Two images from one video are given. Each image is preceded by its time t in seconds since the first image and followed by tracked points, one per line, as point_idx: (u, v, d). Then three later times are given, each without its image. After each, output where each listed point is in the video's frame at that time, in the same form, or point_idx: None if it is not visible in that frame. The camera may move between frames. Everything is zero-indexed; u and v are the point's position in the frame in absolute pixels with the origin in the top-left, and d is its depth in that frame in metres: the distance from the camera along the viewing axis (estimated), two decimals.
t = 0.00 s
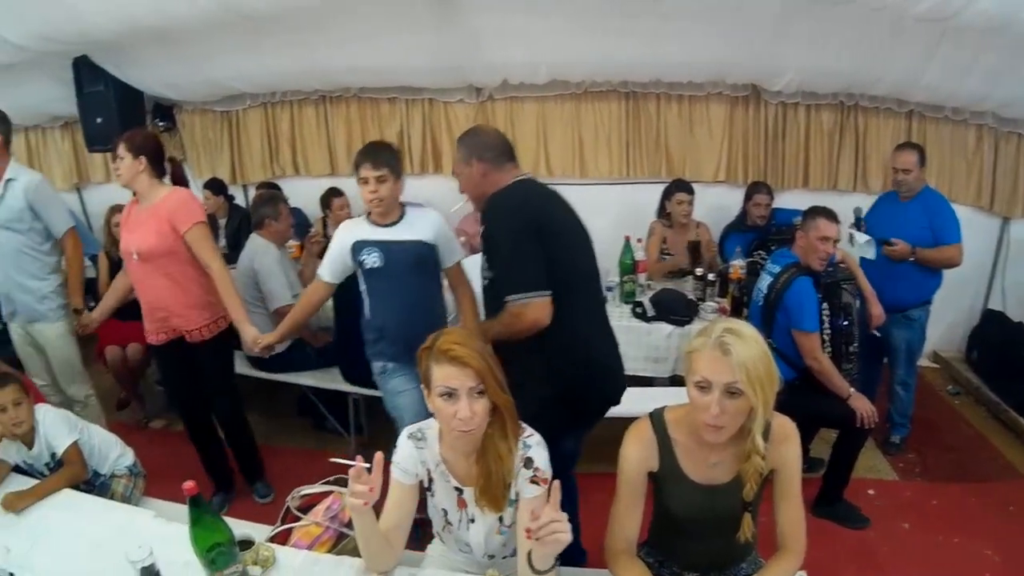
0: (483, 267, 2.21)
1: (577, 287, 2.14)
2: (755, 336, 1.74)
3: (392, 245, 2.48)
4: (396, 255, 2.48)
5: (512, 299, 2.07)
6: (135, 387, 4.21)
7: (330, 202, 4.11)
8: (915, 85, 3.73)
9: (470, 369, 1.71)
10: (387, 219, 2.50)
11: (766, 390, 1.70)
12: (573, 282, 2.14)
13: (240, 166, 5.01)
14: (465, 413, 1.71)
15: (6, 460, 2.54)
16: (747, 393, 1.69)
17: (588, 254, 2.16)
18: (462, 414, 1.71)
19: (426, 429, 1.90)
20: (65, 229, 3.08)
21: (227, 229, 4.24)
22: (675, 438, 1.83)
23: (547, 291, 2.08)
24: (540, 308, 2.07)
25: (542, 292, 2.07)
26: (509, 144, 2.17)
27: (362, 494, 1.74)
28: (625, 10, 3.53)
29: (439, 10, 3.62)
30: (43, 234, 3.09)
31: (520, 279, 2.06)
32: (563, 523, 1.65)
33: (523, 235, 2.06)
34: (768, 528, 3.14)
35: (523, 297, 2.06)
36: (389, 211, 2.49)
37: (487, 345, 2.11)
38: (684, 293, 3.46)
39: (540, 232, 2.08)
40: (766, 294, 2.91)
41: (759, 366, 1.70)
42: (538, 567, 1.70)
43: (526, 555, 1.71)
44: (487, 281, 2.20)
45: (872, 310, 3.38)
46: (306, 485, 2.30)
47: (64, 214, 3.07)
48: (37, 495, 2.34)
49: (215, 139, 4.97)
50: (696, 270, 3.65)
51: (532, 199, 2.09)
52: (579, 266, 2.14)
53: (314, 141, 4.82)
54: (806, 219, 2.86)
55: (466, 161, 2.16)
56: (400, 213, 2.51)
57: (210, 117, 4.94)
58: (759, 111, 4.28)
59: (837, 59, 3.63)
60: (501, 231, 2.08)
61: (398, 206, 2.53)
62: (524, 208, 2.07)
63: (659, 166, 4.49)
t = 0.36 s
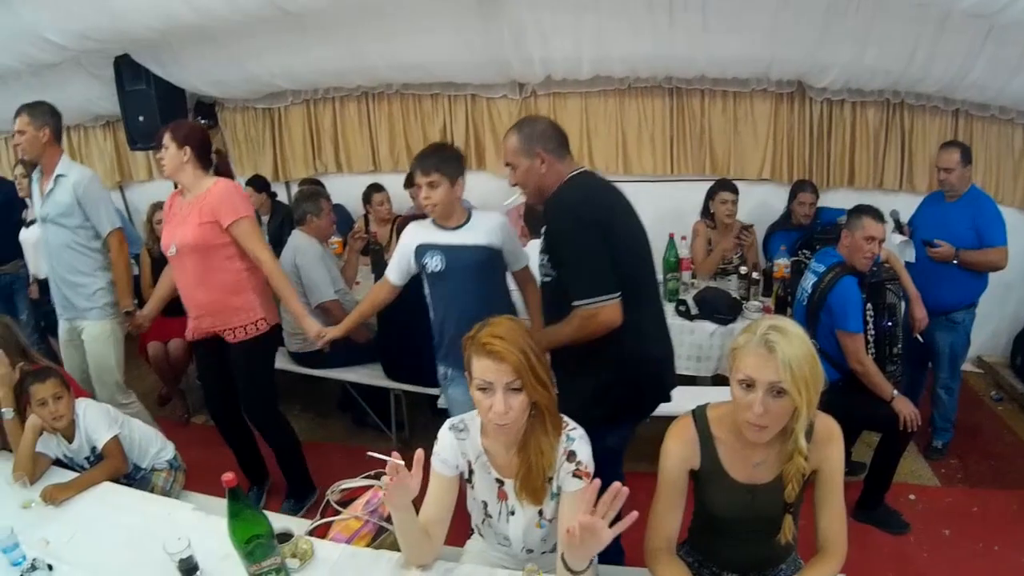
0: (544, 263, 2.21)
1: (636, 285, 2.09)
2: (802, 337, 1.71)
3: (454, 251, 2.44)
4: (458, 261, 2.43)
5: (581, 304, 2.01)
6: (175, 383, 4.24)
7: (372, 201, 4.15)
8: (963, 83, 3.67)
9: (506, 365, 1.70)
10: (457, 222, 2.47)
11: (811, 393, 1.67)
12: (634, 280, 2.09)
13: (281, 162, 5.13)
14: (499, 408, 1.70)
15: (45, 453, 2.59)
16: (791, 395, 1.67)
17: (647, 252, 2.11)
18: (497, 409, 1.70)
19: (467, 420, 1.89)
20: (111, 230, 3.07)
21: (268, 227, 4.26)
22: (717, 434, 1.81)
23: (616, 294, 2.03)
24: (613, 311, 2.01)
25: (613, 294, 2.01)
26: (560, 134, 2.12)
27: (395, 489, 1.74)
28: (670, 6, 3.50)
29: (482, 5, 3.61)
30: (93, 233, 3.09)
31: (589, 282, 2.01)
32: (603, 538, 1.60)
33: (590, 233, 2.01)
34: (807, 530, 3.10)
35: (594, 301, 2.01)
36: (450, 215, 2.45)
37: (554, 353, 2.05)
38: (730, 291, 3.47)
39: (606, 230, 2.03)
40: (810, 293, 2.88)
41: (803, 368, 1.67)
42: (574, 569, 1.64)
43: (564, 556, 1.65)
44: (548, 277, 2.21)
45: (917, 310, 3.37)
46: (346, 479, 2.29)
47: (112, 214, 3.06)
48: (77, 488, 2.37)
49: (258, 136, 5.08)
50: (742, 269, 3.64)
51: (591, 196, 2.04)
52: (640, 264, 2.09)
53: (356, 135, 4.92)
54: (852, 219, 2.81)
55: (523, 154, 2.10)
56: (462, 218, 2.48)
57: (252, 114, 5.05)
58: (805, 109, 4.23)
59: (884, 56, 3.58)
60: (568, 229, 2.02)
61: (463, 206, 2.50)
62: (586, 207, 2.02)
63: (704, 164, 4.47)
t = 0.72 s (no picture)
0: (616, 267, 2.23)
1: (714, 300, 2.06)
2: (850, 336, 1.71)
3: (496, 240, 2.59)
4: (503, 251, 2.58)
5: (652, 316, 2.00)
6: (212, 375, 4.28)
7: (413, 196, 4.20)
8: (1011, 84, 3.62)
9: (554, 360, 1.70)
10: (507, 216, 2.60)
11: (858, 394, 1.67)
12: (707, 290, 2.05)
13: (323, 159, 5.29)
14: (546, 403, 1.70)
15: (85, 440, 2.68)
16: (839, 396, 1.66)
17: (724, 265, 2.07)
18: (544, 405, 1.70)
19: (515, 416, 1.90)
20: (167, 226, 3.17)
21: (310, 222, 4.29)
22: (762, 433, 1.80)
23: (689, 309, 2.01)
24: (684, 325, 1.99)
25: (683, 310, 1.99)
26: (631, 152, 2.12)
27: (439, 475, 1.75)
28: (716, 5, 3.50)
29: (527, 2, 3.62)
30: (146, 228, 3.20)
31: (660, 295, 1.99)
32: (648, 524, 1.60)
33: (664, 249, 1.99)
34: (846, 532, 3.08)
35: (662, 315, 1.99)
36: (510, 209, 2.60)
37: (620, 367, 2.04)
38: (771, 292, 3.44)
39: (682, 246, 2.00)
40: (854, 297, 2.86)
41: (851, 367, 1.67)
42: (615, 559, 1.64)
43: (606, 545, 1.65)
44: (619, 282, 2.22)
45: (961, 312, 3.35)
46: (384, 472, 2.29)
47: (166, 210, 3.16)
48: (115, 476, 2.46)
49: (301, 132, 5.24)
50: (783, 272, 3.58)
51: (668, 207, 2.01)
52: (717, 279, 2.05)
53: (399, 132, 5.03)
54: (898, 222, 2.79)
55: (598, 177, 2.11)
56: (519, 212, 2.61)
57: (294, 111, 5.23)
58: (850, 108, 4.19)
59: (931, 57, 3.55)
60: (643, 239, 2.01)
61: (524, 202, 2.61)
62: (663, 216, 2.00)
63: (747, 164, 4.46)
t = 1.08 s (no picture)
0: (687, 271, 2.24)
1: (781, 301, 2.08)
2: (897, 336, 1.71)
3: (530, 246, 2.62)
4: (537, 255, 2.61)
5: (712, 324, 2.06)
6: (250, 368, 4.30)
7: (454, 193, 4.22)
8: None
9: (602, 358, 1.71)
10: (541, 221, 2.63)
11: (906, 393, 1.66)
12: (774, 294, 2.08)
13: (367, 157, 5.38)
14: (591, 399, 1.71)
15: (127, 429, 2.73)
16: (887, 395, 1.66)
17: (792, 277, 2.10)
18: (589, 401, 1.71)
19: (560, 412, 1.90)
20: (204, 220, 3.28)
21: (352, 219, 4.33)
22: (806, 432, 1.79)
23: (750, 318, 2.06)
24: (742, 335, 2.05)
25: (743, 319, 2.05)
26: (698, 153, 2.14)
27: (486, 470, 1.76)
28: (763, 5, 3.49)
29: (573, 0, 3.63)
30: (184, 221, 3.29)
31: (723, 303, 2.04)
32: (691, 518, 1.62)
33: (728, 255, 2.03)
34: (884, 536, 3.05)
35: (721, 323, 2.05)
36: (547, 213, 2.62)
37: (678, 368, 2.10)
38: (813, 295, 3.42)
39: (749, 252, 2.03)
40: (897, 300, 2.83)
41: (899, 368, 1.66)
42: (657, 556, 1.64)
43: (648, 541, 1.65)
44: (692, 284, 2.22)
45: (1006, 318, 3.34)
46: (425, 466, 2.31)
47: (205, 207, 3.26)
48: (155, 465, 2.51)
49: (346, 130, 5.34)
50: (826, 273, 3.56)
51: (734, 210, 2.05)
52: (784, 282, 2.07)
53: (441, 132, 5.09)
54: (944, 226, 2.79)
55: (667, 178, 2.12)
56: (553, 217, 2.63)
57: (338, 108, 5.34)
58: (896, 111, 4.15)
59: (981, 61, 3.51)
60: (709, 241, 2.05)
61: (556, 210, 2.64)
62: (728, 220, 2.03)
63: (791, 167, 4.41)
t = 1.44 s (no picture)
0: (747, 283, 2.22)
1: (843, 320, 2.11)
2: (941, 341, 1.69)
3: (560, 236, 2.70)
4: (571, 247, 2.68)
5: (782, 342, 2.08)
6: (288, 363, 4.33)
7: (496, 193, 4.25)
8: None
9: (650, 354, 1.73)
10: (568, 213, 2.71)
11: (949, 399, 1.65)
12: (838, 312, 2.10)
13: (408, 156, 5.46)
14: (638, 395, 1.73)
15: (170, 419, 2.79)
16: (930, 401, 1.65)
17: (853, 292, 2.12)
18: (636, 396, 1.73)
19: (605, 409, 1.91)
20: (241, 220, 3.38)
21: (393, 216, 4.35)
22: (848, 432, 1.78)
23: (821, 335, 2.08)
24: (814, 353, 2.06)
25: (815, 337, 2.06)
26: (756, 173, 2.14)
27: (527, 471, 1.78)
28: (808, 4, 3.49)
29: None
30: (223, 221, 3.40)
31: (795, 323, 2.06)
32: (733, 523, 1.63)
33: (797, 274, 2.04)
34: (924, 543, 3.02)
35: (795, 340, 2.06)
36: (571, 204, 2.70)
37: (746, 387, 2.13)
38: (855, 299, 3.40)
39: (820, 271, 2.04)
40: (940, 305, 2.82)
41: (943, 373, 1.65)
42: (698, 555, 1.65)
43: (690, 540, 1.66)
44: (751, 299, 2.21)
45: None
46: (467, 462, 2.33)
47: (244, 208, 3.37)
48: (199, 455, 2.56)
49: (389, 128, 5.42)
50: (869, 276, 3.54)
51: (794, 228, 2.06)
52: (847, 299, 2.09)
53: (484, 129, 5.14)
54: (989, 231, 2.77)
55: (724, 200, 2.13)
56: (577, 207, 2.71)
57: (381, 106, 5.44)
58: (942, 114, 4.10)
59: None
60: (776, 260, 2.06)
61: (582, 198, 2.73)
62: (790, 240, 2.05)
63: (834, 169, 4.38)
